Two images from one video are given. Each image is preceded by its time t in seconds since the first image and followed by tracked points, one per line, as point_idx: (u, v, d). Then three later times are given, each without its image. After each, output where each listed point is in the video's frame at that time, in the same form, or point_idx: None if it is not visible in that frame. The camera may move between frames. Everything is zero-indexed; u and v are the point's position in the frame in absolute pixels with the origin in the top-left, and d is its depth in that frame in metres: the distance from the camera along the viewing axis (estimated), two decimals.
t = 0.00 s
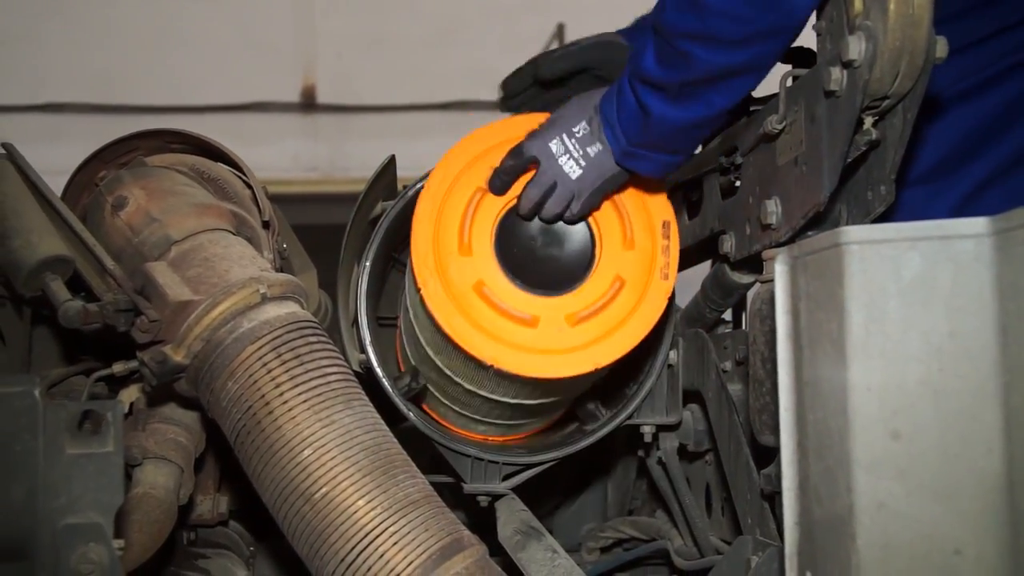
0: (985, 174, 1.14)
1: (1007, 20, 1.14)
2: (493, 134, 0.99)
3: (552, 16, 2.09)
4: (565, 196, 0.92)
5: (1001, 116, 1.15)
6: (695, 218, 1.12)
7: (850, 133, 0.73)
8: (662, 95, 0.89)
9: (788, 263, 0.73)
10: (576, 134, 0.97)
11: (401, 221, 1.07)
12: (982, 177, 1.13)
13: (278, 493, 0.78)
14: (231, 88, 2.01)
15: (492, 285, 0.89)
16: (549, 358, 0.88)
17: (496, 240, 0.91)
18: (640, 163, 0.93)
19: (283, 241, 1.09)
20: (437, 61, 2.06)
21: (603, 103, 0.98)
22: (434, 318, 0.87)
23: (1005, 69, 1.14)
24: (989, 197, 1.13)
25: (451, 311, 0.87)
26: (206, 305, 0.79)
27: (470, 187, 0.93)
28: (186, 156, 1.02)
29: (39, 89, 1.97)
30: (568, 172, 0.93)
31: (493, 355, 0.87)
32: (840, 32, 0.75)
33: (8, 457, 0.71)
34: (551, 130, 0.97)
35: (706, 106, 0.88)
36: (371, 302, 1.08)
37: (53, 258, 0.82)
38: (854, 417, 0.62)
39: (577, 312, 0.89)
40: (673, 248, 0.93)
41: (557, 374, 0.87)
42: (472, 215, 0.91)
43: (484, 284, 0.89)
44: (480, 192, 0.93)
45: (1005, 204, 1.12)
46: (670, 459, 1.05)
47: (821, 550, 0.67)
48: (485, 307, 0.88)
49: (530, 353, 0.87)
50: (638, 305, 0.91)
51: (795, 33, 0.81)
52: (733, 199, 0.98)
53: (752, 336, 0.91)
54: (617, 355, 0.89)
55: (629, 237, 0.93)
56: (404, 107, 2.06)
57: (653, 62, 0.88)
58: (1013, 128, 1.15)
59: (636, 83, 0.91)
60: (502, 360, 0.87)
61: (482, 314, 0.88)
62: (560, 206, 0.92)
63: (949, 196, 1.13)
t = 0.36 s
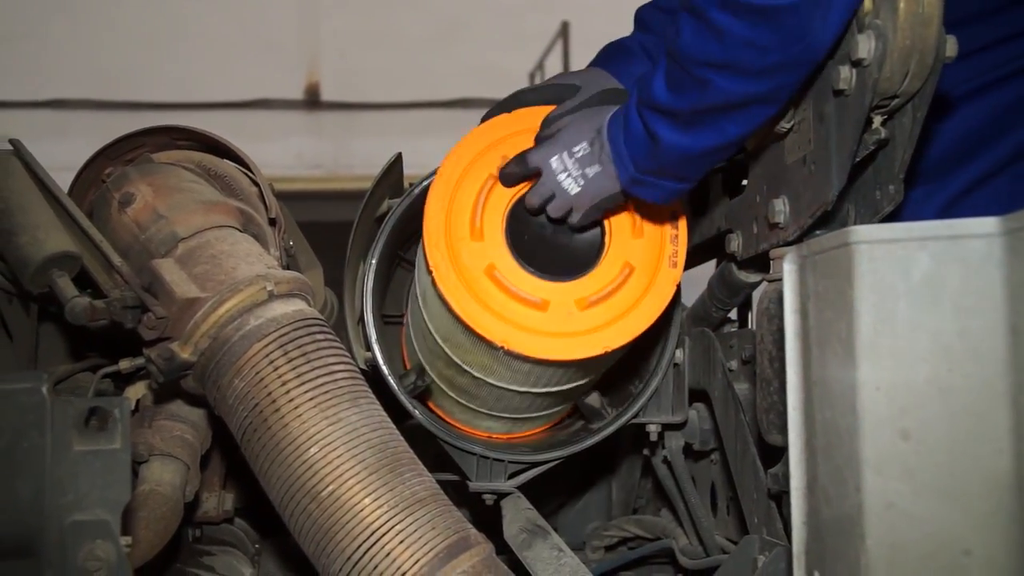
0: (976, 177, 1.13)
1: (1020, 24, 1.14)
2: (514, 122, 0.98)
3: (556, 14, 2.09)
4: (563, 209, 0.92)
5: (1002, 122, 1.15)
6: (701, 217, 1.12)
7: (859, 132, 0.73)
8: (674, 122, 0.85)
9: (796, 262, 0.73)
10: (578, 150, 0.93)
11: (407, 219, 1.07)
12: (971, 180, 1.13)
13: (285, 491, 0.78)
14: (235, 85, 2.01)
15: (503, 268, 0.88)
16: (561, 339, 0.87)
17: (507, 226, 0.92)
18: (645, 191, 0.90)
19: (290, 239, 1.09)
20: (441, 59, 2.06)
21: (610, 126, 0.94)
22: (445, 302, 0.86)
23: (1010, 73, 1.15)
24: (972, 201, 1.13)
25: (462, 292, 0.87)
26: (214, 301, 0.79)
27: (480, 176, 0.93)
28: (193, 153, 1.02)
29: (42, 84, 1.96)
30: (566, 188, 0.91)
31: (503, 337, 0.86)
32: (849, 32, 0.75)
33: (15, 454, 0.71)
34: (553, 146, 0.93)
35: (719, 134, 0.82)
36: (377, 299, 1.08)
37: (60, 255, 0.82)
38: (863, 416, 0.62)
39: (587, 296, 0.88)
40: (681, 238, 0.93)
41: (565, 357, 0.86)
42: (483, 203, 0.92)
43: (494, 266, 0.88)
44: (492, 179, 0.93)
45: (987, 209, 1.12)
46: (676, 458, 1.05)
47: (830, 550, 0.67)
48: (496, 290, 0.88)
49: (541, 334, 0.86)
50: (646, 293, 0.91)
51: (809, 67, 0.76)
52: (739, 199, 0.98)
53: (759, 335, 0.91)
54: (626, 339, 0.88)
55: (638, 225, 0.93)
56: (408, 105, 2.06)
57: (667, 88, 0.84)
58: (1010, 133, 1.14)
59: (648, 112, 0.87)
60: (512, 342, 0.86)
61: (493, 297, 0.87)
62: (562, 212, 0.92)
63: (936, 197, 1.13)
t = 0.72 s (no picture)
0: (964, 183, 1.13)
1: None
2: (522, 112, 1.00)
3: (560, 13, 2.08)
4: (564, 239, 0.90)
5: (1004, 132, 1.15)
6: (707, 218, 1.12)
7: (868, 134, 0.73)
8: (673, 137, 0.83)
9: (805, 263, 0.73)
10: (579, 172, 0.93)
11: (414, 220, 1.07)
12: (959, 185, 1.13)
13: (293, 492, 0.78)
14: (239, 85, 2.01)
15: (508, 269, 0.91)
16: (568, 332, 0.88)
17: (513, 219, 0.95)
18: (648, 206, 0.89)
19: (296, 239, 1.10)
20: (444, 59, 2.06)
21: (608, 142, 0.93)
22: (452, 292, 0.88)
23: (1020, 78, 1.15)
24: (955, 207, 1.14)
25: (468, 284, 0.88)
26: (222, 302, 0.79)
27: (489, 164, 0.96)
28: (199, 153, 1.02)
29: (46, 84, 1.97)
30: (570, 213, 0.91)
31: (510, 330, 0.87)
32: (857, 33, 0.75)
33: (23, 455, 0.71)
34: (552, 168, 0.93)
35: (720, 145, 0.81)
36: (383, 301, 1.08)
37: (68, 256, 0.82)
38: (872, 418, 0.62)
39: (593, 287, 0.90)
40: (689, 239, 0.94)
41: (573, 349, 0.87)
42: (488, 194, 0.95)
43: (505, 273, 0.91)
44: (498, 170, 0.97)
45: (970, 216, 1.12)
46: (681, 458, 1.05)
47: (838, 551, 0.67)
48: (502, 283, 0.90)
49: (548, 326, 0.87)
50: (653, 284, 0.92)
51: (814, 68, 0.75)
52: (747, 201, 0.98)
53: (766, 337, 0.91)
54: (632, 330, 0.89)
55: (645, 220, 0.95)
56: (412, 105, 2.06)
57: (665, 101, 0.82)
58: (1007, 142, 1.14)
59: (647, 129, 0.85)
60: (519, 334, 0.86)
61: (500, 290, 0.90)
62: (550, 256, 0.89)
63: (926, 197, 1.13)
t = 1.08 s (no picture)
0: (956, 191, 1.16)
1: None
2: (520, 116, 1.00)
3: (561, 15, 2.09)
4: (561, 227, 0.91)
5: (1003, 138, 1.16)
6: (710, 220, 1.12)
7: (872, 137, 0.73)
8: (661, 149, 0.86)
9: (809, 267, 0.73)
10: (582, 166, 0.94)
11: (417, 221, 1.07)
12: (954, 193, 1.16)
13: (297, 494, 0.78)
14: (240, 86, 2.01)
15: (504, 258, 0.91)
16: (561, 338, 0.88)
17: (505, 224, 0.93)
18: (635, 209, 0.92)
19: (299, 241, 1.10)
20: (445, 60, 2.06)
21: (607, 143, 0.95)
22: (448, 297, 0.89)
23: None
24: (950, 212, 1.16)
25: (464, 290, 0.89)
26: (225, 304, 0.79)
27: (485, 173, 0.96)
28: (202, 155, 1.02)
29: (47, 85, 1.97)
30: (572, 205, 0.92)
31: (503, 335, 0.87)
32: (862, 37, 0.75)
33: (28, 458, 0.71)
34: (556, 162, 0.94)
35: (705, 163, 0.85)
36: (386, 302, 1.08)
37: (73, 257, 0.82)
38: (878, 421, 0.62)
39: (587, 295, 0.90)
40: (684, 237, 0.95)
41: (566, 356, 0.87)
42: (485, 205, 0.95)
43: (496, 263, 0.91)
44: (496, 175, 0.96)
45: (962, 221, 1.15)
46: (684, 461, 1.05)
47: (843, 555, 0.67)
48: (496, 286, 0.90)
49: (542, 332, 0.88)
50: (650, 291, 0.92)
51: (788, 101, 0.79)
52: (751, 203, 0.98)
53: (770, 340, 0.91)
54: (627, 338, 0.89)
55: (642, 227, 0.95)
56: (413, 106, 2.06)
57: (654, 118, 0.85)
58: (1005, 146, 1.16)
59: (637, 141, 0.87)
60: (512, 339, 0.87)
61: (493, 294, 0.90)
62: (547, 239, 0.91)
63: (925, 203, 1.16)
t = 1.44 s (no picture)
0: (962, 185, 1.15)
1: None
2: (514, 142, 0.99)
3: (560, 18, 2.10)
4: (553, 259, 0.93)
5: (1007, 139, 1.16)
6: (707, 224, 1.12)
7: (872, 140, 0.73)
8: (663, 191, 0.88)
9: (809, 271, 0.73)
10: (578, 198, 0.96)
11: (418, 224, 1.07)
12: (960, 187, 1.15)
13: (296, 496, 0.78)
14: (239, 88, 2.02)
15: (497, 288, 0.92)
16: (554, 370, 0.89)
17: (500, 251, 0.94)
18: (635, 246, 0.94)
19: (299, 244, 1.10)
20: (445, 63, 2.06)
21: (604, 178, 0.97)
22: (440, 325, 0.89)
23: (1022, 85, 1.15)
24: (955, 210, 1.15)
25: (456, 318, 0.90)
26: (225, 308, 0.79)
27: (483, 196, 0.97)
28: (202, 157, 1.02)
29: (46, 88, 1.97)
30: (566, 236, 0.94)
31: (497, 365, 0.89)
32: (861, 41, 0.75)
33: (28, 461, 0.71)
34: (552, 192, 0.96)
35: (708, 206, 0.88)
36: (386, 306, 1.08)
37: (73, 260, 0.82)
38: (878, 426, 0.62)
39: (580, 326, 0.91)
40: (680, 267, 0.95)
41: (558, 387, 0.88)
42: (480, 230, 0.96)
43: (490, 293, 0.92)
44: (491, 203, 0.97)
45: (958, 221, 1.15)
46: (683, 464, 1.05)
47: (843, 558, 0.67)
48: (489, 316, 0.91)
49: (535, 363, 0.89)
50: (644, 322, 0.92)
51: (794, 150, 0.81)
52: (749, 207, 0.98)
53: (769, 343, 0.91)
54: (620, 369, 0.90)
55: (637, 259, 0.96)
56: (412, 108, 2.07)
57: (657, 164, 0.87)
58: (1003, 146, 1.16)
59: (639, 183, 0.89)
60: (505, 369, 0.88)
61: (487, 323, 0.91)
62: (540, 270, 0.93)
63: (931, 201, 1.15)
